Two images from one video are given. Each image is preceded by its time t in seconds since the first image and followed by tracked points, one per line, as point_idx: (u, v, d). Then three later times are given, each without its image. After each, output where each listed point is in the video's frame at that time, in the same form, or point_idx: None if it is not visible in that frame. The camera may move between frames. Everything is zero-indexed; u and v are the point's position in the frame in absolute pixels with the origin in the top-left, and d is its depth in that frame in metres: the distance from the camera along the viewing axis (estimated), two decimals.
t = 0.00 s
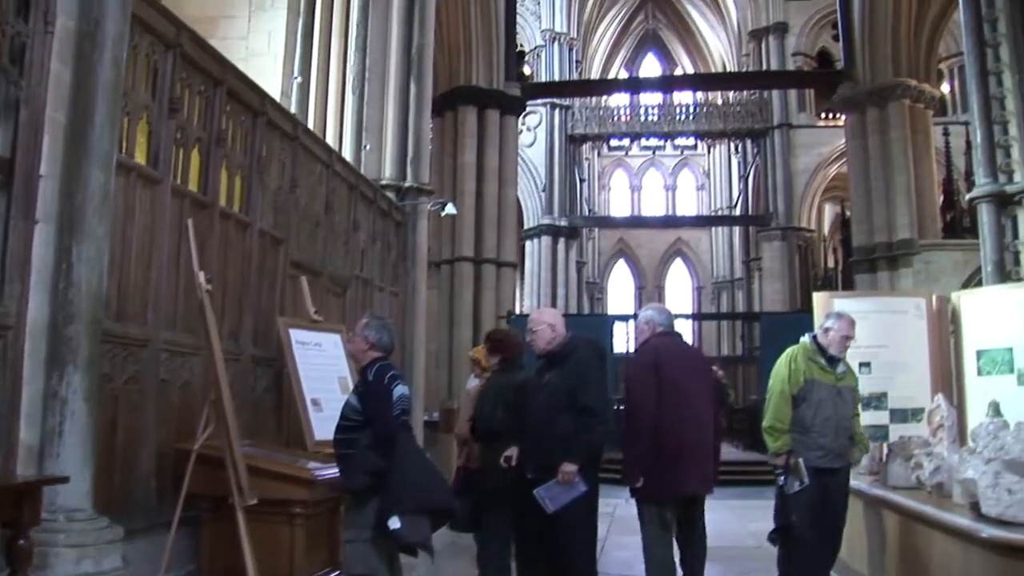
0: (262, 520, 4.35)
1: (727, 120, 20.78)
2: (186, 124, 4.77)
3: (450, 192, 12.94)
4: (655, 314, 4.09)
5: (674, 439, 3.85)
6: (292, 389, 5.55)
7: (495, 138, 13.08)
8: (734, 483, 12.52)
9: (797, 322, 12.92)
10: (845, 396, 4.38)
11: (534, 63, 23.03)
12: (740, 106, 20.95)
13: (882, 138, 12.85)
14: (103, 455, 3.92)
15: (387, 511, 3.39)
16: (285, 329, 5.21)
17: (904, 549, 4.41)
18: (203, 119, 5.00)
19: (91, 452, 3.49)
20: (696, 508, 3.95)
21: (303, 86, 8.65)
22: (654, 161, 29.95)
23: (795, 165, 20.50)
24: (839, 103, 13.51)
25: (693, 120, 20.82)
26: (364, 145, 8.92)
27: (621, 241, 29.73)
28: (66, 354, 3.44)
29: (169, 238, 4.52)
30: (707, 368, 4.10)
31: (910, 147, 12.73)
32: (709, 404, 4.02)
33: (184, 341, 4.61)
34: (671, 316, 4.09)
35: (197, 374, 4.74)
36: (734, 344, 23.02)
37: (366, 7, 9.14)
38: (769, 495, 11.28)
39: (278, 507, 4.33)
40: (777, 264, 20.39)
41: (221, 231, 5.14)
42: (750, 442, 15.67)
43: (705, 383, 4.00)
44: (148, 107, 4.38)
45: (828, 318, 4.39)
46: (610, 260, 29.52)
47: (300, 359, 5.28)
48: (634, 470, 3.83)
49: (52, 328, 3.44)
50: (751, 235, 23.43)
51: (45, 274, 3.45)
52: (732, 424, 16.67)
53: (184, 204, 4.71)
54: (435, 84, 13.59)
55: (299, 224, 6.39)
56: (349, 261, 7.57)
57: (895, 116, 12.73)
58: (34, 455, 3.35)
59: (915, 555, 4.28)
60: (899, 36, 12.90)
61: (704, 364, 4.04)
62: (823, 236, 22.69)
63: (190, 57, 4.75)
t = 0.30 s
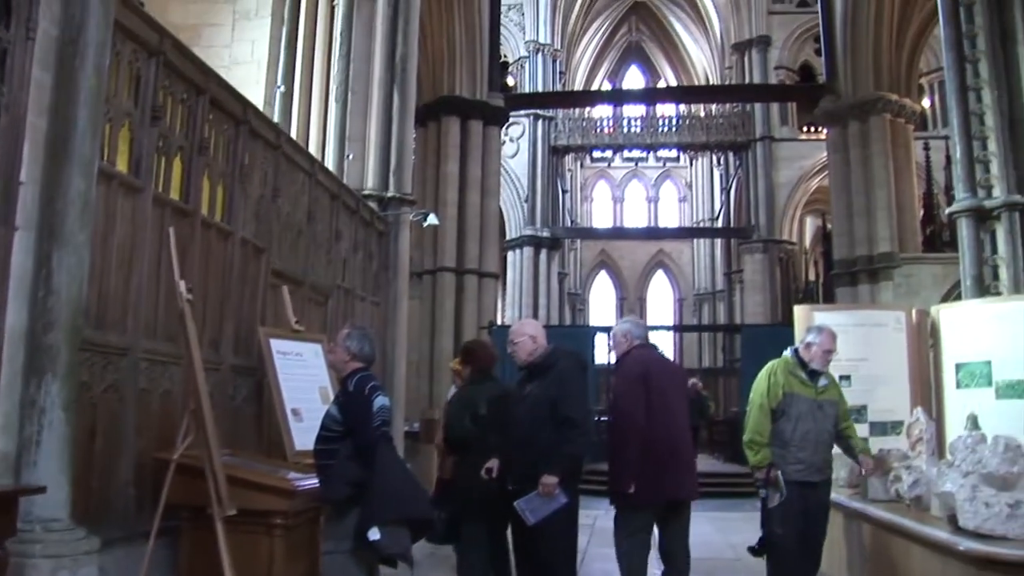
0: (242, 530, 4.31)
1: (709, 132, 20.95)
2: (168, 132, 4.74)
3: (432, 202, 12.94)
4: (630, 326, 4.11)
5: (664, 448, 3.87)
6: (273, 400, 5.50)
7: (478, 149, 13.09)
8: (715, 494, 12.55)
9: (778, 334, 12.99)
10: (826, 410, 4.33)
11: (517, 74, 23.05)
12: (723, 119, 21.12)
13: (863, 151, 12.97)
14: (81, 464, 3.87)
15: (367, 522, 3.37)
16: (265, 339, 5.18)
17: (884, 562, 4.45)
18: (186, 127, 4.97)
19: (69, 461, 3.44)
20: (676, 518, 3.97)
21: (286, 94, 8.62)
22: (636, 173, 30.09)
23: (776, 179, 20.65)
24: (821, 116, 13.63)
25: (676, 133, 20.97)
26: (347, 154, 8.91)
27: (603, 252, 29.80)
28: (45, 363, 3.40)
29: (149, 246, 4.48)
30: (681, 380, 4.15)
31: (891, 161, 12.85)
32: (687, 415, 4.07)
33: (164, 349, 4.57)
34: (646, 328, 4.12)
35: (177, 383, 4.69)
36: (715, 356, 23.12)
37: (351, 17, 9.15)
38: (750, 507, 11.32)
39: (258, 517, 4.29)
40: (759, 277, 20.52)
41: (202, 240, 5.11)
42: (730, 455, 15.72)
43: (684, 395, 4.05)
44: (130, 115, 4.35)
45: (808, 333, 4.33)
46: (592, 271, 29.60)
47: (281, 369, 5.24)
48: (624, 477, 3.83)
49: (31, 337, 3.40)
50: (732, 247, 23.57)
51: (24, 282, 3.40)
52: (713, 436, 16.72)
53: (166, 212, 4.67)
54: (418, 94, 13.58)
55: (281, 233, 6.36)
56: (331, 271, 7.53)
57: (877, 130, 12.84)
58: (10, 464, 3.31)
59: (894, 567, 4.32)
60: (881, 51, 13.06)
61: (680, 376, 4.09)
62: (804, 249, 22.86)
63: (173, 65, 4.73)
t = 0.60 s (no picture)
0: (223, 539, 4.26)
1: (695, 143, 21.07)
2: (153, 139, 4.70)
3: (417, 210, 12.93)
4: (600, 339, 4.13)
5: (641, 459, 3.89)
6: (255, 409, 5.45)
7: (463, 157, 13.09)
8: (700, 504, 12.56)
9: (761, 344, 13.05)
10: (810, 423, 4.17)
11: (504, 83, 23.00)
12: (708, 130, 21.25)
13: (848, 163, 13.08)
14: (61, 473, 3.82)
15: (351, 532, 3.34)
16: (248, 347, 5.14)
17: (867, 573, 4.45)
18: (171, 134, 4.94)
19: (49, 469, 3.40)
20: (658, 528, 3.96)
21: (272, 101, 8.60)
22: (622, 183, 30.19)
23: (761, 190, 20.76)
24: (806, 127, 13.74)
25: (661, 143, 21.07)
26: (332, 161, 8.84)
27: (588, 262, 29.86)
28: (27, 370, 3.36)
29: (133, 253, 4.43)
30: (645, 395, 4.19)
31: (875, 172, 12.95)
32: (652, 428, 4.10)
33: (147, 357, 4.53)
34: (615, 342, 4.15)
35: (159, 390, 4.65)
36: (699, 366, 23.19)
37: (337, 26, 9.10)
38: (734, 517, 11.33)
39: (240, 525, 4.24)
40: (743, 287, 20.61)
41: (186, 247, 5.07)
42: (714, 465, 15.75)
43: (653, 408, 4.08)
44: (115, 121, 4.32)
45: (791, 344, 4.17)
46: (576, 281, 29.65)
47: (264, 377, 5.20)
48: (596, 487, 3.87)
49: (12, 344, 3.36)
50: (716, 258, 23.68)
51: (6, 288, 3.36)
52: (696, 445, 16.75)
53: (150, 219, 4.64)
54: (404, 102, 13.58)
55: (266, 241, 6.33)
56: (315, 278, 7.49)
57: (862, 141, 12.94)
58: None
59: None
60: (865, 63, 13.18)
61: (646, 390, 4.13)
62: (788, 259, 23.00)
63: (159, 72, 4.70)
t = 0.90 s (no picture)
0: (210, 546, 4.23)
1: (683, 150, 21.16)
2: (141, 144, 4.68)
3: (406, 217, 12.92)
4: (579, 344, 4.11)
5: (614, 466, 3.87)
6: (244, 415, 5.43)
7: (452, 164, 13.11)
8: (689, 511, 12.57)
9: (750, 351, 13.08)
10: (798, 430, 4.17)
11: (493, 90, 23.19)
12: (697, 137, 21.35)
13: (836, 169, 13.17)
14: (48, 479, 3.79)
15: (339, 538, 3.32)
16: (237, 353, 5.12)
17: None
18: (160, 139, 4.92)
19: (35, 476, 3.37)
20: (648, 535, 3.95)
21: (261, 107, 8.58)
22: (610, 190, 30.26)
23: (750, 197, 20.83)
24: (794, 134, 13.81)
25: (650, 150, 21.14)
26: (320, 169, 8.80)
27: (576, 269, 29.91)
28: (14, 376, 3.33)
29: (121, 259, 4.41)
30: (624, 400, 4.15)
31: (863, 179, 13.03)
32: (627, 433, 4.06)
33: (135, 363, 4.51)
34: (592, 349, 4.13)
35: (147, 396, 4.62)
36: (687, 373, 23.23)
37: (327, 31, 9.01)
38: (723, 524, 11.34)
39: (227, 532, 4.21)
40: (731, 294, 20.68)
41: (175, 253, 5.05)
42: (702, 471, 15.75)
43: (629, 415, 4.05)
44: (104, 126, 4.30)
45: (776, 351, 4.14)
46: (564, 288, 29.69)
47: (252, 383, 5.18)
48: (569, 491, 3.85)
49: None
50: (705, 265, 23.74)
51: None
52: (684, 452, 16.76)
53: (139, 225, 4.61)
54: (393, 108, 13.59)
55: (253, 247, 6.31)
56: (304, 284, 7.47)
57: (849, 148, 13.03)
58: None
59: None
60: (853, 70, 13.26)
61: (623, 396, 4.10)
62: (776, 266, 23.08)
63: (148, 77, 4.68)
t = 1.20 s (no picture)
0: (198, 556, 4.19)
1: (673, 159, 21.23)
2: (131, 151, 4.67)
3: (396, 225, 12.92)
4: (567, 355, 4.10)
5: (604, 478, 3.86)
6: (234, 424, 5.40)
7: (442, 173, 13.11)
8: (679, 521, 12.56)
9: (740, 361, 13.11)
10: (790, 439, 4.16)
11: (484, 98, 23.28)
12: (687, 146, 21.44)
13: (825, 179, 13.23)
14: (35, 488, 3.76)
15: (327, 548, 3.30)
16: (226, 361, 5.11)
17: None
18: (150, 147, 4.90)
19: (22, 485, 3.34)
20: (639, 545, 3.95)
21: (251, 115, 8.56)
22: (601, 199, 30.34)
23: (739, 206, 20.91)
24: (784, 144, 13.88)
25: (640, 159, 21.21)
26: (311, 177, 8.79)
27: (566, 277, 29.94)
28: (2, 385, 3.30)
29: (111, 267, 4.39)
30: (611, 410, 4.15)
31: (853, 189, 13.10)
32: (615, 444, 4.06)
33: (124, 370, 4.48)
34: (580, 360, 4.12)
35: (136, 404, 4.60)
36: (677, 382, 23.26)
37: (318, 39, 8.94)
38: (712, 533, 11.33)
39: (215, 541, 4.18)
40: (721, 303, 20.74)
41: (164, 260, 5.03)
42: (692, 481, 15.75)
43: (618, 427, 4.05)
44: (94, 133, 4.28)
45: (769, 360, 4.14)
46: (555, 296, 29.70)
47: (242, 392, 5.16)
48: (560, 499, 3.84)
49: None
50: (695, 274, 23.81)
51: None
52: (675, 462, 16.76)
53: (128, 233, 4.59)
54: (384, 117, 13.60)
55: (244, 256, 6.28)
56: (294, 293, 7.45)
57: (839, 158, 13.12)
58: None
59: None
60: (843, 78, 13.29)
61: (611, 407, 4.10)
62: (766, 275, 23.17)
63: (139, 85, 4.67)
